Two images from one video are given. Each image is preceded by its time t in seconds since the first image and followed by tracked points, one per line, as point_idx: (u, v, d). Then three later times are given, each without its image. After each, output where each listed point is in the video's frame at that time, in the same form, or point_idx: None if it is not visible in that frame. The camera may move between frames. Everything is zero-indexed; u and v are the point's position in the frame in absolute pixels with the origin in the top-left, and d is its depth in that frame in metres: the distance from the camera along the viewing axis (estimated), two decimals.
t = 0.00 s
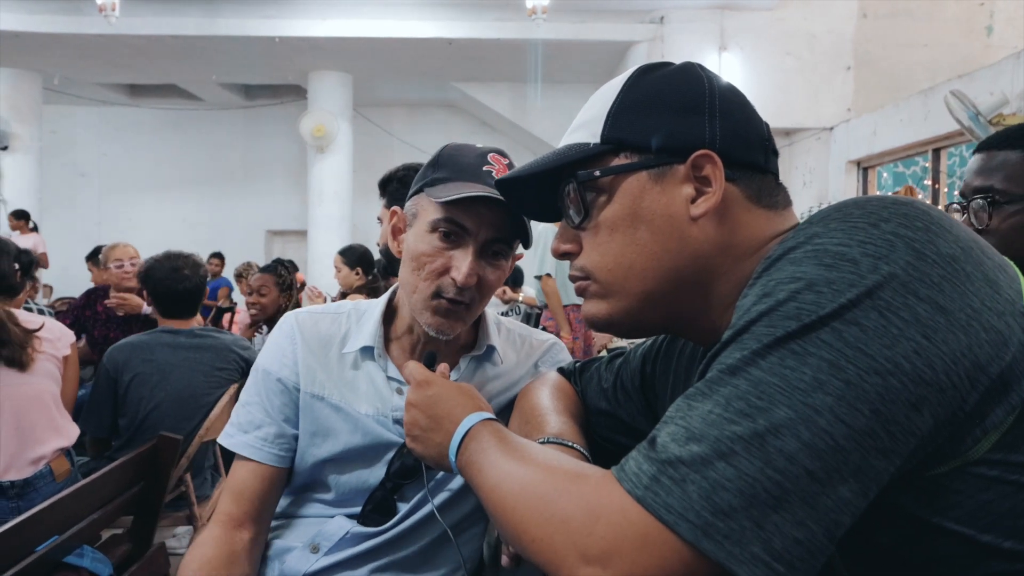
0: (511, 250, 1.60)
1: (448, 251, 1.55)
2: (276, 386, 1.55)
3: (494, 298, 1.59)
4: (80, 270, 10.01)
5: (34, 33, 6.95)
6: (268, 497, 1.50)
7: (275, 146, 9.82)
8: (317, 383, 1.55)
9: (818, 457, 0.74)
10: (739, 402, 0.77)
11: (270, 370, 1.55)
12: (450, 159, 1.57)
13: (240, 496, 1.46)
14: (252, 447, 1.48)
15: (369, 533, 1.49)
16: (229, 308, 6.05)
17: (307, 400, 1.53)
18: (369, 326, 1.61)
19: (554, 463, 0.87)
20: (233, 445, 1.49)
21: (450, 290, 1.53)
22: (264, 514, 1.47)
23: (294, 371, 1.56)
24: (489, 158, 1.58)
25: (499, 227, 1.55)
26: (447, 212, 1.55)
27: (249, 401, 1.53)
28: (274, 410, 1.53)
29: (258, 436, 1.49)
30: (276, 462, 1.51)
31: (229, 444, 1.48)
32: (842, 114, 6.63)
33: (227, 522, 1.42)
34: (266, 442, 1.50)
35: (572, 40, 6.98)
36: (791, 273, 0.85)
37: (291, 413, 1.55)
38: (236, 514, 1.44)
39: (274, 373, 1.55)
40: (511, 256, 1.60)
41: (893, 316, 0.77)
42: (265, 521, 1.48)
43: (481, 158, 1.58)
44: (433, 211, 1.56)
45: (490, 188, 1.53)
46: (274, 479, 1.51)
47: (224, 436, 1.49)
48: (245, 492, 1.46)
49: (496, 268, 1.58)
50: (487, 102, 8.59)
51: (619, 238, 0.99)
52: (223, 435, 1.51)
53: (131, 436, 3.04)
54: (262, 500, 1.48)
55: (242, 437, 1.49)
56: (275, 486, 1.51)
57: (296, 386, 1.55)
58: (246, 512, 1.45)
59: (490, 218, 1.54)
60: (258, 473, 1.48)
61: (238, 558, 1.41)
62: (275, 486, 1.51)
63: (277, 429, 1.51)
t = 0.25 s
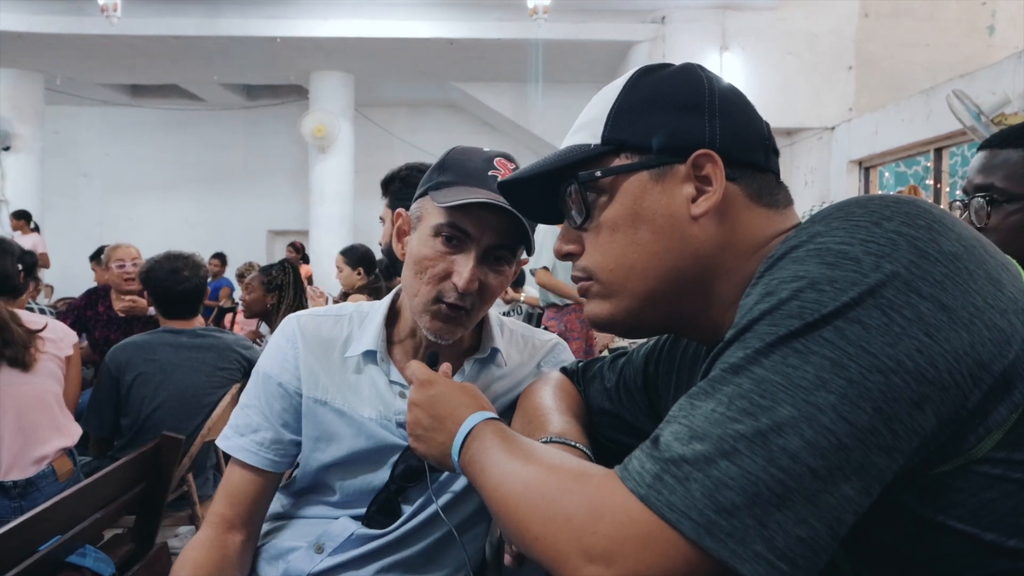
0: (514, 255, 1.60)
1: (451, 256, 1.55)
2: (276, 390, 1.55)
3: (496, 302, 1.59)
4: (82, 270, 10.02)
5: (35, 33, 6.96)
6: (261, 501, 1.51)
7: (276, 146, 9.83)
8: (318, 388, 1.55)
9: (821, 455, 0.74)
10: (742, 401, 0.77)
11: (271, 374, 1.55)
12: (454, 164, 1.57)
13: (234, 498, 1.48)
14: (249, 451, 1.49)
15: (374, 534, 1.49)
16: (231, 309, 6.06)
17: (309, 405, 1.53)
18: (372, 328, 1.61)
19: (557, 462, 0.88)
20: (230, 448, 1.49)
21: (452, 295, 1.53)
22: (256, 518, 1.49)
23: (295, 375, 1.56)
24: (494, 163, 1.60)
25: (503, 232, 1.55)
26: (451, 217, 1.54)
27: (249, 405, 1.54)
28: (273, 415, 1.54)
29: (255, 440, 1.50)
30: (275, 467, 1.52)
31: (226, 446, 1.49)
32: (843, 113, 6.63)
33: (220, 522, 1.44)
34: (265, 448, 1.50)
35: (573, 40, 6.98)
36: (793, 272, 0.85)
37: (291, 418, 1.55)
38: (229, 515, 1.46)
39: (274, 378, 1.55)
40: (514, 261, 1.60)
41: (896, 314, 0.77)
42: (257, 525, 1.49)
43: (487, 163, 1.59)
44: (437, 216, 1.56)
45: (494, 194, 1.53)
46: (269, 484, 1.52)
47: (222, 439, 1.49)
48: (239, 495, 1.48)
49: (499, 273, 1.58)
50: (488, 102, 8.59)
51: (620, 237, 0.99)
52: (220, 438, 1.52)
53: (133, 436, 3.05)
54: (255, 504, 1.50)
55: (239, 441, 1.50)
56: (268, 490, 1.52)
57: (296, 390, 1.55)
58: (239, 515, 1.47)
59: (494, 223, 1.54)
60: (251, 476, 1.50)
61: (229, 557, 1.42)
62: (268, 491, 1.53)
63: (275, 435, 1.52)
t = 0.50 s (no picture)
0: (510, 253, 1.59)
1: (446, 254, 1.55)
2: (279, 386, 1.55)
3: (493, 300, 1.59)
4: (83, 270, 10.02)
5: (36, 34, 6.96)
6: (271, 496, 1.52)
7: (278, 146, 9.83)
8: (321, 382, 1.55)
9: (822, 455, 0.73)
10: (743, 401, 0.77)
11: (273, 368, 1.55)
12: (450, 161, 1.57)
13: (244, 496, 1.49)
14: (252, 447, 1.49)
15: (376, 534, 1.49)
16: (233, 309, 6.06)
17: (312, 400, 1.53)
18: (374, 326, 1.61)
19: (558, 462, 0.88)
20: (234, 444, 1.49)
21: (447, 293, 1.53)
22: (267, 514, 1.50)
23: (297, 370, 1.56)
24: (488, 160, 1.59)
25: (498, 230, 1.55)
26: (445, 215, 1.55)
27: (250, 400, 1.54)
28: (276, 410, 1.53)
29: (259, 435, 1.50)
30: (277, 463, 1.51)
31: (229, 443, 1.49)
32: (845, 113, 6.63)
33: (230, 520, 1.46)
34: (268, 443, 1.50)
35: (575, 39, 6.99)
36: (795, 272, 0.85)
37: (294, 412, 1.55)
38: (239, 513, 1.47)
39: (277, 372, 1.55)
40: (510, 259, 1.60)
41: (897, 315, 0.77)
42: (268, 520, 1.50)
43: (481, 160, 1.59)
44: (431, 213, 1.56)
45: (489, 191, 1.53)
46: (278, 480, 1.53)
47: (225, 435, 1.49)
48: (248, 492, 1.49)
49: (494, 270, 1.58)
50: (489, 102, 8.59)
51: (623, 233, 0.99)
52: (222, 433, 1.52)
53: (134, 435, 3.06)
54: (265, 500, 1.50)
55: (242, 436, 1.50)
56: (278, 487, 1.53)
57: (299, 384, 1.55)
58: (249, 511, 1.48)
59: (488, 221, 1.54)
60: (260, 473, 1.51)
61: (233, 554, 1.42)
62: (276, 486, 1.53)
63: (278, 430, 1.52)
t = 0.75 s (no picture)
0: (511, 253, 1.59)
1: (448, 256, 1.55)
2: (279, 381, 1.54)
3: (495, 302, 1.59)
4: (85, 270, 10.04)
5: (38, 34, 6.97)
6: (270, 493, 1.52)
7: (279, 146, 9.84)
8: (322, 379, 1.55)
9: (821, 455, 0.73)
10: (742, 401, 0.77)
11: (274, 363, 1.55)
12: (451, 162, 1.57)
13: (241, 492, 1.48)
14: (251, 442, 1.49)
15: (376, 534, 1.49)
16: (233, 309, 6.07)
17: (312, 398, 1.53)
18: (374, 326, 1.61)
19: (558, 461, 0.88)
20: (231, 439, 1.49)
21: (449, 295, 1.53)
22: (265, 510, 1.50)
23: (297, 367, 1.55)
24: (488, 161, 1.59)
25: (499, 231, 1.55)
26: (447, 217, 1.55)
27: (250, 394, 1.53)
28: (276, 406, 1.53)
29: (258, 431, 1.50)
30: (276, 459, 1.51)
31: (228, 437, 1.49)
32: (846, 113, 6.62)
33: (225, 516, 1.46)
34: (267, 439, 1.50)
35: (576, 39, 6.99)
36: (794, 271, 0.85)
37: (293, 408, 1.55)
38: (234, 509, 1.47)
39: (277, 368, 1.55)
40: (511, 260, 1.60)
41: (897, 315, 0.77)
42: (265, 517, 1.50)
43: (481, 161, 1.59)
44: (433, 215, 1.56)
45: (489, 193, 1.53)
46: (276, 477, 1.52)
47: (223, 428, 1.49)
48: (244, 489, 1.48)
49: (496, 272, 1.58)
50: (490, 102, 8.59)
51: (624, 232, 0.99)
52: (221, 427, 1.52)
53: (135, 435, 3.06)
54: (262, 496, 1.50)
55: (241, 431, 1.49)
56: (276, 485, 1.52)
57: (299, 381, 1.55)
58: (245, 508, 1.47)
59: (489, 222, 1.54)
60: (256, 469, 1.50)
61: (223, 552, 1.42)
62: (277, 484, 1.52)
63: (277, 426, 1.51)
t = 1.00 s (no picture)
0: (511, 253, 1.59)
1: (447, 255, 1.55)
2: (278, 384, 1.55)
3: (494, 302, 1.59)
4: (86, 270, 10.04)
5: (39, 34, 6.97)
6: (261, 497, 1.51)
7: (280, 146, 9.84)
8: (322, 381, 1.55)
9: (822, 455, 0.73)
10: (744, 401, 0.77)
11: (273, 366, 1.55)
12: (450, 162, 1.57)
13: (232, 496, 1.47)
14: (251, 445, 1.49)
15: (377, 535, 1.50)
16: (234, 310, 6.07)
17: (313, 399, 1.53)
18: (375, 326, 1.61)
19: (559, 462, 0.88)
20: (231, 442, 1.49)
21: (448, 294, 1.53)
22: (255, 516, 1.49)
23: (297, 369, 1.56)
24: (488, 161, 1.59)
25: (498, 231, 1.55)
26: (445, 216, 1.55)
27: (249, 397, 1.53)
28: (275, 408, 1.53)
29: (255, 434, 1.50)
30: (275, 462, 1.51)
31: (227, 440, 1.49)
32: (847, 113, 6.62)
33: (215, 520, 1.44)
34: (266, 442, 1.50)
35: (576, 39, 6.99)
36: (796, 272, 0.85)
37: (292, 410, 1.55)
38: (225, 513, 1.45)
39: (276, 371, 1.55)
40: (510, 260, 1.60)
41: (898, 315, 0.77)
42: (255, 523, 1.49)
43: (481, 161, 1.59)
44: (431, 215, 1.56)
45: (489, 193, 1.53)
46: (268, 479, 1.52)
47: (222, 431, 1.49)
48: (236, 493, 1.48)
49: (495, 272, 1.58)
50: (490, 102, 8.60)
51: (627, 232, 0.99)
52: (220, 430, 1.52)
53: (136, 435, 3.06)
54: (253, 501, 1.49)
55: (240, 433, 1.49)
56: (268, 488, 1.52)
57: (298, 383, 1.55)
58: (235, 513, 1.46)
59: (488, 222, 1.54)
60: (248, 472, 1.50)
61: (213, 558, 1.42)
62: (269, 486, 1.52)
63: (275, 429, 1.52)
